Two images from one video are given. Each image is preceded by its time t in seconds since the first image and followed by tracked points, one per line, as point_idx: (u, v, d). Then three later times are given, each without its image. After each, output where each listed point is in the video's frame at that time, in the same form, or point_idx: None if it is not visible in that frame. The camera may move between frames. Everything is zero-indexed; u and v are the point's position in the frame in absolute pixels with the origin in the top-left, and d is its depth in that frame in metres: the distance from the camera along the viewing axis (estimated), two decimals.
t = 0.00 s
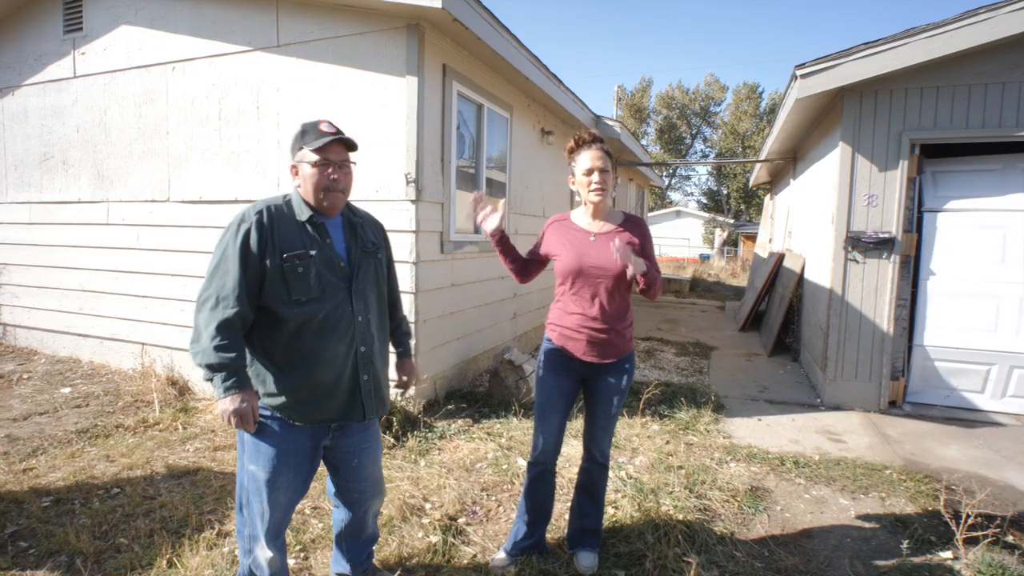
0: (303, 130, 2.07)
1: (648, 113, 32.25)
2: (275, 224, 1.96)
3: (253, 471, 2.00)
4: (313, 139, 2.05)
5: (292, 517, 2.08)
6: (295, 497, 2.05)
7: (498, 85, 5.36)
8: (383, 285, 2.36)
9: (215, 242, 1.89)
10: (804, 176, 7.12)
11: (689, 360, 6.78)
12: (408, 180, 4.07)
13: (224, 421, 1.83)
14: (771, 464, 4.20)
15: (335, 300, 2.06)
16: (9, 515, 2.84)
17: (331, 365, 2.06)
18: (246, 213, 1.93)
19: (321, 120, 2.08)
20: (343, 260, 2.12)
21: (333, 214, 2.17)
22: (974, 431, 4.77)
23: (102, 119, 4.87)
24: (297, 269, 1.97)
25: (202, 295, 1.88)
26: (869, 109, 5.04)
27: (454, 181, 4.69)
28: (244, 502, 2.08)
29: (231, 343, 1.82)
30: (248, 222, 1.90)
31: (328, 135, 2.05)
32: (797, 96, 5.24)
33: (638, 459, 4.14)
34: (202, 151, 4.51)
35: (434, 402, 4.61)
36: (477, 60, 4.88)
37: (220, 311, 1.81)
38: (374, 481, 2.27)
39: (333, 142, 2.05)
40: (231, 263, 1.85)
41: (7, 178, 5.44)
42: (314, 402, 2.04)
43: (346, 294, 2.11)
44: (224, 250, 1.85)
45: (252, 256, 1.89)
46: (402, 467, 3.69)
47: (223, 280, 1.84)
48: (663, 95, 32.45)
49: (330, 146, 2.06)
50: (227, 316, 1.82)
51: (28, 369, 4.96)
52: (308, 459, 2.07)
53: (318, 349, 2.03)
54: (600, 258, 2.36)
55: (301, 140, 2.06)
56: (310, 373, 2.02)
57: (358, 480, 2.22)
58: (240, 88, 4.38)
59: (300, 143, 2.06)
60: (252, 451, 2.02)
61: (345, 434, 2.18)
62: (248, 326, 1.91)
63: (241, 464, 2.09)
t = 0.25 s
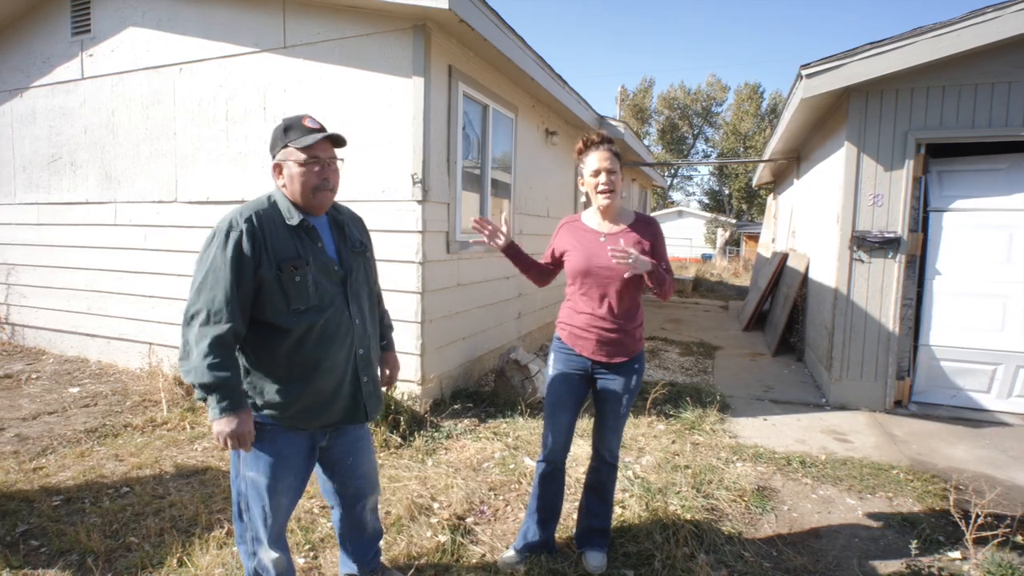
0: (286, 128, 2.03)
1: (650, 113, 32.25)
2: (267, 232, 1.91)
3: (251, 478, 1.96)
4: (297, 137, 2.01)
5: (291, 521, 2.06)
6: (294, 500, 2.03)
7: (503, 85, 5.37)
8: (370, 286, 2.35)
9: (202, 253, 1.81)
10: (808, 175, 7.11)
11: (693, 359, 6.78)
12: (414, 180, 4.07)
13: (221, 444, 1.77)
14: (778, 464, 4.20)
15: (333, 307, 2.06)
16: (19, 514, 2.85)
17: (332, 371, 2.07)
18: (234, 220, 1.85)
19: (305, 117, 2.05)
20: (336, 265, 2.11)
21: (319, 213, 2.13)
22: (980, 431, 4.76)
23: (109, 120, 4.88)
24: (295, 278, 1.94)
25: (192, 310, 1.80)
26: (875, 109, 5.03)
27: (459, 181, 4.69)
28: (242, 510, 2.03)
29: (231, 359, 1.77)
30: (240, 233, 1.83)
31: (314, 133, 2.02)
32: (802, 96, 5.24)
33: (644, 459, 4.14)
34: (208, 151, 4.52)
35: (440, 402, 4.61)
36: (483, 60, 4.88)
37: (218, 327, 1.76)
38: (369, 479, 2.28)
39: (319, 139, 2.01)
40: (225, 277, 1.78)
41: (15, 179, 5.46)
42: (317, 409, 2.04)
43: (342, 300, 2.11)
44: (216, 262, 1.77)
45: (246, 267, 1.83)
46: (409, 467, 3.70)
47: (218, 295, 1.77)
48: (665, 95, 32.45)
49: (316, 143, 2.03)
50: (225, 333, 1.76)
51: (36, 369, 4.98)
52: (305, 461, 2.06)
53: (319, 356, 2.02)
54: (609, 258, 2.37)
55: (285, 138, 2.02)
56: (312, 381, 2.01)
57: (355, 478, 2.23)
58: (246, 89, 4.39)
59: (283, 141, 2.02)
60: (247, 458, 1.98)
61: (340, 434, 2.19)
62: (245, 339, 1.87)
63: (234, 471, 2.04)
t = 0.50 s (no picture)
0: (277, 129, 2.04)
1: (654, 113, 32.24)
2: (269, 237, 1.91)
3: (260, 481, 1.97)
4: (291, 136, 2.03)
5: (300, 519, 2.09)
6: (303, 499, 2.06)
7: (510, 86, 5.39)
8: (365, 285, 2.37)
9: (205, 261, 1.79)
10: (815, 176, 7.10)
11: (699, 359, 6.79)
12: (423, 181, 4.10)
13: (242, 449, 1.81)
14: (787, 465, 4.21)
15: (337, 309, 2.08)
16: (37, 511, 2.89)
17: (339, 372, 2.10)
18: (236, 225, 1.84)
19: (295, 117, 2.07)
20: (336, 267, 2.13)
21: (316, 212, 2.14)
22: (991, 433, 4.76)
23: (121, 122, 4.93)
24: (300, 281, 1.95)
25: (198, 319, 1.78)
26: (883, 109, 5.03)
27: (468, 182, 4.72)
28: (251, 512, 2.04)
29: (243, 366, 1.78)
30: (243, 238, 1.82)
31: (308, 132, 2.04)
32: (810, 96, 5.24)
33: (653, 459, 4.16)
34: (219, 153, 4.56)
35: (449, 401, 4.64)
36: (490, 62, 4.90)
37: (228, 335, 1.75)
38: (370, 473, 2.33)
39: (314, 138, 2.04)
40: (233, 284, 1.77)
41: (28, 180, 5.53)
42: (327, 410, 2.07)
43: (345, 301, 2.13)
44: (222, 269, 1.76)
45: (252, 272, 1.83)
46: (419, 466, 3.72)
47: (226, 303, 1.76)
48: (669, 95, 32.41)
49: (310, 141, 2.05)
50: (236, 340, 1.76)
51: (50, 367, 5.05)
52: (312, 460, 2.09)
53: (327, 358, 2.05)
54: (618, 258, 2.39)
55: (278, 138, 2.03)
56: (322, 383, 2.04)
57: (358, 473, 2.29)
58: (256, 92, 4.43)
59: (277, 142, 2.03)
60: (254, 462, 1.98)
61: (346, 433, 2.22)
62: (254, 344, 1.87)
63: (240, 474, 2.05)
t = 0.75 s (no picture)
0: (294, 133, 2.07)
1: (667, 113, 32.10)
2: (283, 237, 1.94)
3: (280, 483, 2.00)
4: (309, 141, 2.06)
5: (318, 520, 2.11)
6: (321, 499, 2.09)
7: (522, 87, 5.40)
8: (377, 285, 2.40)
9: (221, 261, 1.82)
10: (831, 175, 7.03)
11: (713, 360, 6.75)
12: (438, 183, 4.13)
13: (259, 447, 1.83)
14: (803, 467, 4.18)
15: (350, 308, 2.11)
16: (62, 506, 2.96)
17: (354, 372, 2.13)
18: (250, 226, 1.86)
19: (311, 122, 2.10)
20: (349, 267, 2.16)
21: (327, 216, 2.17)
22: (1013, 436, 4.69)
23: (141, 126, 5.02)
24: (314, 281, 1.98)
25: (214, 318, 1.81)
26: (900, 108, 4.98)
27: (481, 183, 4.74)
28: (271, 513, 2.08)
29: (259, 364, 1.81)
30: (258, 238, 1.85)
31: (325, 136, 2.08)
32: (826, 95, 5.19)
33: (667, 460, 4.15)
34: (236, 155, 4.62)
35: (463, 401, 4.67)
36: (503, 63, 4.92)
37: (244, 334, 1.78)
38: (382, 476, 2.35)
39: (331, 143, 2.07)
40: (248, 284, 1.80)
41: (51, 183, 5.64)
42: (342, 409, 2.10)
43: (358, 300, 2.16)
44: (238, 268, 1.78)
45: (267, 272, 1.85)
46: (434, 465, 3.75)
47: (241, 302, 1.79)
48: (682, 94, 32.24)
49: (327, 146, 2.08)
50: (252, 339, 1.79)
51: (72, 366, 5.15)
52: (328, 461, 2.12)
53: (341, 357, 2.08)
54: (634, 258, 2.39)
55: (294, 142, 2.06)
56: (336, 382, 2.07)
57: (371, 476, 2.31)
58: (273, 95, 4.48)
59: (294, 145, 2.06)
60: (272, 463, 2.01)
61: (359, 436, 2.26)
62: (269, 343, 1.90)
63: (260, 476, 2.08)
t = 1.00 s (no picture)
0: (320, 133, 2.09)
1: (684, 112, 31.88)
2: (306, 235, 1.96)
3: (298, 481, 2.03)
4: (335, 141, 2.08)
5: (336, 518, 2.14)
6: (338, 498, 2.11)
7: (540, 87, 5.40)
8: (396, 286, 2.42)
9: (245, 257, 1.85)
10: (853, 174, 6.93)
11: (732, 361, 6.69)
12: (457, 183, 4.14)
13: (278, 441, 1.85)
14: (826, 470, 4.13)
15: (370, 307, 2.13)
16: (91, 500, 3.02)
17: (372, 371, 2.14)
18: (274, 223, 1.90)
19: (336, 122, 2.12)
20: (369, 267, 2.18)
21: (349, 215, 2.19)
22: None
23: (166, 128, 5.11)
24: (334, 278, 2.00)
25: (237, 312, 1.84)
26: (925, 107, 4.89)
27: (499, 184, 4.75)
28: (290, 511, 2.11)
29: (279, 360, 1.83)
30: (281, 235, 1.88)
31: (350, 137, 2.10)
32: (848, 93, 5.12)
33: (687, 461, 4.12)
34: (258, 156, 4.68)
35: (481, 401, 4.68)
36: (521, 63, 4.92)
37: (265, 329, 1.81)
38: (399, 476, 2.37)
39: (356, 143, 2.09)
40: (271, 280, 1.82)
41: (80, 185, 5.77)
42: (360, 408, 2.11)
43: (377, 300, 2.18)
44: (261, 264, 1.82)
45: (289, 268, 1.88)
46: (453, 464, 3.77)
47: (264, 297, 1.82)
48: (699, 93, 31.99)
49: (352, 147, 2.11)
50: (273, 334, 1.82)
51: (99, 363, 5.26)
52: (345, 460, 2.14)
53: (360, 355, 2.10)
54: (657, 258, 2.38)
55: (320, 142, 2.08)
56: (354, 381, 2.08)
57: (388, 475, 2.33)
58: (294, 97, 4.54)
59: (319, 145, 2.08)
60: (290, 462, 2.04)
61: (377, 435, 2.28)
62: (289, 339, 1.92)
63: (280, 475, 2.12)
